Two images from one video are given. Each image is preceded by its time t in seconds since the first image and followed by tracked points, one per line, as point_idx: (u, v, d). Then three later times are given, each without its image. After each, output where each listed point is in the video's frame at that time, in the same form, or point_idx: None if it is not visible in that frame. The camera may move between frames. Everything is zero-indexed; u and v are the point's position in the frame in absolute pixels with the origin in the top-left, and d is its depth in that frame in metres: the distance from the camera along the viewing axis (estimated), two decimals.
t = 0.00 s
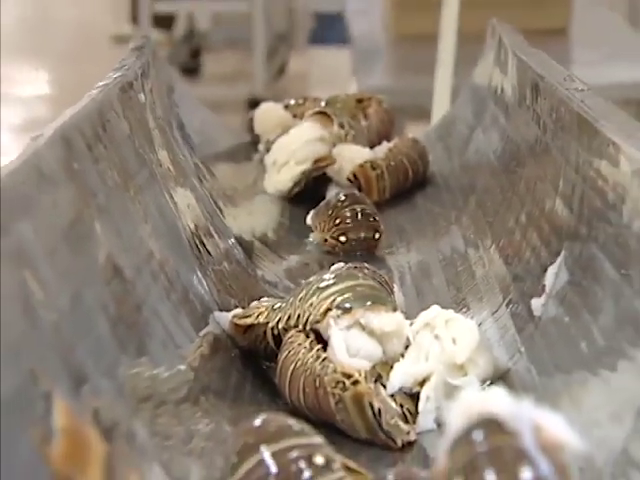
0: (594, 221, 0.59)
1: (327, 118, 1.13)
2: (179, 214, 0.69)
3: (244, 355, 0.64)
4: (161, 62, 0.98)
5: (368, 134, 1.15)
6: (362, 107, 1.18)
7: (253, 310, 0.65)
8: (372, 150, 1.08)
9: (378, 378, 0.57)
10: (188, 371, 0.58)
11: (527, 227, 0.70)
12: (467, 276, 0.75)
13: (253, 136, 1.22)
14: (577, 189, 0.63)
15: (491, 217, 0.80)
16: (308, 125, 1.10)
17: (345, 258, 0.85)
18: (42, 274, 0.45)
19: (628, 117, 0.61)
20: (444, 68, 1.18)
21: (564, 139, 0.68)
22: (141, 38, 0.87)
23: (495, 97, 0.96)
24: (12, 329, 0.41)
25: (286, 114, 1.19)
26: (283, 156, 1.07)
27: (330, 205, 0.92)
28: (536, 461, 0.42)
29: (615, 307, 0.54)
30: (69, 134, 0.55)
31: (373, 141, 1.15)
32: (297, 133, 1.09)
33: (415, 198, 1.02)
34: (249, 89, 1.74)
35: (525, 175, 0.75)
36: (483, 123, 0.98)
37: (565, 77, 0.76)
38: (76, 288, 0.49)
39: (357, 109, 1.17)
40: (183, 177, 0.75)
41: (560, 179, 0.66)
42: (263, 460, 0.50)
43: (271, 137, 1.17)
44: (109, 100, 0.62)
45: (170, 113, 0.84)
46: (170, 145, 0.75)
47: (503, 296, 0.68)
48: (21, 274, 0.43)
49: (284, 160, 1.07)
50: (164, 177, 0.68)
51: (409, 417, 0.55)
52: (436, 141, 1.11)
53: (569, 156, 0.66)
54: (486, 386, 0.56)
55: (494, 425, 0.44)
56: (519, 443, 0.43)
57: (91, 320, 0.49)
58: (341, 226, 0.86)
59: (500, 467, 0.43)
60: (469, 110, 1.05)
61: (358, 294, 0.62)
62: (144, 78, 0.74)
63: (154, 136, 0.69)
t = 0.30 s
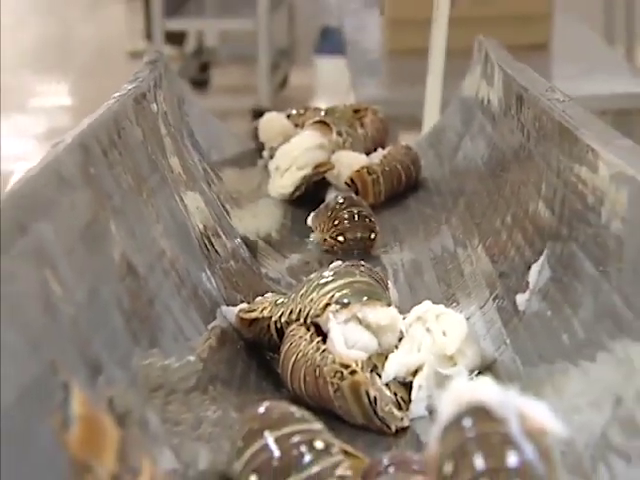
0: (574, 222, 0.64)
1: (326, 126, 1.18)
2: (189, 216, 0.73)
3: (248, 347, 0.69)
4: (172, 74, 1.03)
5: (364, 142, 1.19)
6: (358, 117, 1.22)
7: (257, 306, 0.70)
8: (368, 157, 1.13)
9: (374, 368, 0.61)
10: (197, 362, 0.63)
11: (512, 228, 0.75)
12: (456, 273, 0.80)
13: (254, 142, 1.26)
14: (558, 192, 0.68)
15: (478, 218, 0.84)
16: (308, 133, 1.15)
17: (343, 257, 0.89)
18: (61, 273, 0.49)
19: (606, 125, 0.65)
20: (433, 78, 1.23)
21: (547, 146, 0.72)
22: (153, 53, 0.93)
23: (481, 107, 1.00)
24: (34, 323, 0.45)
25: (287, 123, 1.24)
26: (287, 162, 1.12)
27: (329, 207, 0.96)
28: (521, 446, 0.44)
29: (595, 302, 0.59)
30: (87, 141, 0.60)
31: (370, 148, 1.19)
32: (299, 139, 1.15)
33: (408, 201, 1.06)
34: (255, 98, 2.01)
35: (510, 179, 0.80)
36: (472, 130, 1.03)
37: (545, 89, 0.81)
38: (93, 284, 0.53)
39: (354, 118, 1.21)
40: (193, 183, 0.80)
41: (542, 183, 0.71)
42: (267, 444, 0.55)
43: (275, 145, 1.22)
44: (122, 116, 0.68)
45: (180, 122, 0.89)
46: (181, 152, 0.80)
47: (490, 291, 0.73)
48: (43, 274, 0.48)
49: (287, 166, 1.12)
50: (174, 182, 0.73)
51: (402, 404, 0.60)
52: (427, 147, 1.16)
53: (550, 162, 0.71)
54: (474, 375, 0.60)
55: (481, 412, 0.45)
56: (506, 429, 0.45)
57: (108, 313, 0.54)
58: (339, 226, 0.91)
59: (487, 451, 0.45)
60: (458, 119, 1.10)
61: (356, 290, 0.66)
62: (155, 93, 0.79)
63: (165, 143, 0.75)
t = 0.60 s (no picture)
0: (556, 224, 0.70)
1: (326, 134, 1.23)
2: (198, 218, 0.79)
3: (253, 340, 0.74)
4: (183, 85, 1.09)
5: (361, 149, 1.24)
6: (355, 125, 1.27)
7: (261, 301, 0.74)
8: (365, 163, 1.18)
9: (370, 360, 0.66)
10: (206, 353, 0.67)
11: (499, 229, 0.80)
12: (447, 271, 0.85)
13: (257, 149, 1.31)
14: (541, 195, 0.73)
15: (467, 219, 0.89)
16: (308, 141, 1.21)
17: (341, 255, 0.93)
18: (78, 272, 0.54)
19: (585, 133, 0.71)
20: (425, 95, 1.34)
21: (531, 154, 0.78)
22: (164, 68, 0.99)
23: (469, 116, 1.06)
24: (53, 319, 0.50)
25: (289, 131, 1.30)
26: (288, 168, 1.17)
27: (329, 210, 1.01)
28: (508, 432, 0.44)
29: (576, 298, 0.64)
30: (103, 149, 0.65)
31: (366, 155, 1.24)
32: (299, 147, 1.20)
33: (401, 204, 1.11)
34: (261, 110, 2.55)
35: (497, 183, 0.85)
36: (461, 138, 1.08)
37: (529, 99, 0.87)
38: (109, 281, 0.58)
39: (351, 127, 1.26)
40: (202, 188, 0.85)
41: (527, 187, 0.77)
42: (270, 431, 0.60)
43: (278, 152, 1.26)
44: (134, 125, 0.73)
45: (190, 130, 0.95)
46: (191, 159, 0.85)
47: (478, 287, 0.78)
48: (60, 272, 0.53)
49: (289, 171, 1.17)
50: (184, 186, 0.79)
51: (396, 393, 0.64)
52: (419, 154, 1.21)
53: (534, 168, 0.77)
54: (462, 365, 0.64)
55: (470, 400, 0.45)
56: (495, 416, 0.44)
57: (122, 308, 0.59)
58: (338, 228, 0.95)
59: (476, 438, 0.44)
60: (448, 128, 1.14)
61: (353, 287, 0.72)
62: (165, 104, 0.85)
63: (176, 150, 0.81)
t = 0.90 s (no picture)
0: (540, 225, 0.76)
1: (325, 141, 1.28)
2: (207, 219, 0.85)
3: (258, 334, 0.79)
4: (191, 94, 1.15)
5: (358, 156, 1.29)
6: (353, 133, 1.33)
7: (265, 298, 0.80)
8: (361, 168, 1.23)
9: (365, 352, 0.71)
10: (213, 346, 0.73)
11: (487, 230, 0.86)
12: (436, 268, 0.92)
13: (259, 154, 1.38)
14: (526, 199, 0.80)
15: (456, 221, 0.95)
16: (308, 148, 1.26)
17: (340, 254, 0.99)
18: (95, 271, 0.60)
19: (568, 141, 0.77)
20: (417, 106, 1.39)
21: (516, 160, 0.84)
22: (175, 78, 1.05)
23: (458, 125, 1.12)
24: (71, 313, 0.55)
25: (290, 138, 1.34)
26: (290, 173, 1.22)
27: (329, 213, 1.05)
28: (496, 420, 0.51)
29: (558, 294, 0.70)
30: (118, 155, 0.71)
31: (362, 161, 1.30)
32: (300, 153, 1.26)
33: (395, 207, 1.17)
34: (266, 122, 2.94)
35: (485, 188, 0.91)
36: (451, 146, 1.13)
37: (514, 109, 0.94)
38: (123, 279, 0.64)
39: (349, 135, 1.31)
40: (210, 192, 0.91)
41: (514, 190, 0.82)
42: (274, 418, 0.65)
43: (281, 159, 1.31)
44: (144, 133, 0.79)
45: (198, 138, 1.01)
46: (200, 165, 0.91)
47: (466, 283, 0.84)
48: (78, 271, 0.58)
49: (291, 175, 1.22)
50: (194, 189, 0.85)
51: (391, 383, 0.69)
52: (412, 160, 1.26)
53: (519, 174, 0.83)
54: (452, 356, 0.69)
55: (462, 390, 0.52)
56: (484, 406, 0.51)
57: (135, 304, 0.64)
58: (336, 228, 1.00)
59: (466, 424, 0.51)
60: (440, 137, 1.19)
61: (351, 284, 0.77)
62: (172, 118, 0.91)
63: (186, 157, 0.87)
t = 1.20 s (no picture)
0: (525, 225, 0.83)
1: (324, 148, 1.35)
2: (214, 221, 0.95)
3: (262, 327, 0.87)
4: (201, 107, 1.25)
5: (355, 161, 1.35)
6: (350, 140, 1.38)
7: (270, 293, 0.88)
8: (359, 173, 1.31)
9: (363, 344, 0.78)
10: (220, 338, 0.81)
11: (475, 230, 0.95)
12: (429, 267, 1.00)
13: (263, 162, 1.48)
14: (512, 202, 0.88)
15: (446, 221, 1.04)
16: (309, 155, 1.34)
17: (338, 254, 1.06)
18: (110, 267, 0.67)
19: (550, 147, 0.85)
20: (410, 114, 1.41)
21: (503, 166, 0.92)
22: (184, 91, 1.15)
23: (449, 132, 1.21)
24: (87, 309, 0.63)
25: (293, 146, 1.42)
26: (292, 177, 1.31)
27: (329, 215, 1.13)
28: (484, 408, 0.59)
29: (542, 290, 0.78)
30: (132, 161, 0.79)
31: (359, 167, 1.35)
32: (300, 160, 1.34)
33: (390, 209, 1.25)
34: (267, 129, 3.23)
35: (473, 191, 1.00)
36: (441, 152, 1.22)
37: (502, 118, 1.02)
38: (136, 274, 0.72)
39: (347, 142, 1.37)
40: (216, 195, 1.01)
41: (500, 193, 0.90)
42: (277, 406, 0.72)
43: (284, 165, 1.40)
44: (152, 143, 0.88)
45: (206, 145, 1.12)
46: (208, 170, 1.02)
47: (455, 280, 0.93)
48: (94, 268, 0.66)
49: (292, 180, 1.31)
50: (202, 193, 0.95)
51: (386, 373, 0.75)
52: (405, 166, 1.35)
53: (505, 179, 0.91)
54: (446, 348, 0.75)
55: (453, 381, 0.60)
56: (473, 393, 0.60)
57: (147, 299, 0.72)
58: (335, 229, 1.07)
59: (456, 409, 0.59)
60: (431, 143, 1.29)
61: (349, 280, 0.85)
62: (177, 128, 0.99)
63: (194, 163, 0.97)
